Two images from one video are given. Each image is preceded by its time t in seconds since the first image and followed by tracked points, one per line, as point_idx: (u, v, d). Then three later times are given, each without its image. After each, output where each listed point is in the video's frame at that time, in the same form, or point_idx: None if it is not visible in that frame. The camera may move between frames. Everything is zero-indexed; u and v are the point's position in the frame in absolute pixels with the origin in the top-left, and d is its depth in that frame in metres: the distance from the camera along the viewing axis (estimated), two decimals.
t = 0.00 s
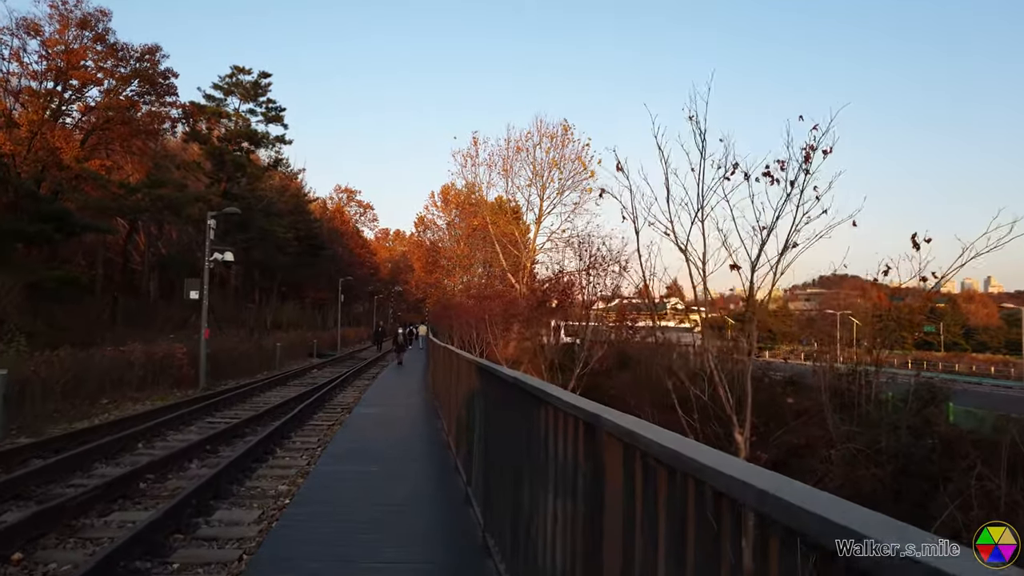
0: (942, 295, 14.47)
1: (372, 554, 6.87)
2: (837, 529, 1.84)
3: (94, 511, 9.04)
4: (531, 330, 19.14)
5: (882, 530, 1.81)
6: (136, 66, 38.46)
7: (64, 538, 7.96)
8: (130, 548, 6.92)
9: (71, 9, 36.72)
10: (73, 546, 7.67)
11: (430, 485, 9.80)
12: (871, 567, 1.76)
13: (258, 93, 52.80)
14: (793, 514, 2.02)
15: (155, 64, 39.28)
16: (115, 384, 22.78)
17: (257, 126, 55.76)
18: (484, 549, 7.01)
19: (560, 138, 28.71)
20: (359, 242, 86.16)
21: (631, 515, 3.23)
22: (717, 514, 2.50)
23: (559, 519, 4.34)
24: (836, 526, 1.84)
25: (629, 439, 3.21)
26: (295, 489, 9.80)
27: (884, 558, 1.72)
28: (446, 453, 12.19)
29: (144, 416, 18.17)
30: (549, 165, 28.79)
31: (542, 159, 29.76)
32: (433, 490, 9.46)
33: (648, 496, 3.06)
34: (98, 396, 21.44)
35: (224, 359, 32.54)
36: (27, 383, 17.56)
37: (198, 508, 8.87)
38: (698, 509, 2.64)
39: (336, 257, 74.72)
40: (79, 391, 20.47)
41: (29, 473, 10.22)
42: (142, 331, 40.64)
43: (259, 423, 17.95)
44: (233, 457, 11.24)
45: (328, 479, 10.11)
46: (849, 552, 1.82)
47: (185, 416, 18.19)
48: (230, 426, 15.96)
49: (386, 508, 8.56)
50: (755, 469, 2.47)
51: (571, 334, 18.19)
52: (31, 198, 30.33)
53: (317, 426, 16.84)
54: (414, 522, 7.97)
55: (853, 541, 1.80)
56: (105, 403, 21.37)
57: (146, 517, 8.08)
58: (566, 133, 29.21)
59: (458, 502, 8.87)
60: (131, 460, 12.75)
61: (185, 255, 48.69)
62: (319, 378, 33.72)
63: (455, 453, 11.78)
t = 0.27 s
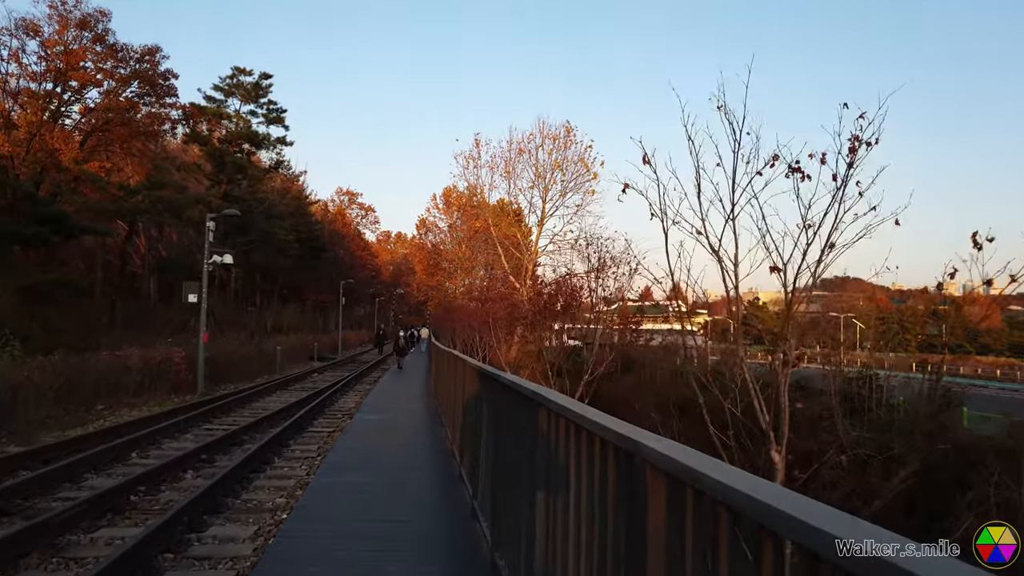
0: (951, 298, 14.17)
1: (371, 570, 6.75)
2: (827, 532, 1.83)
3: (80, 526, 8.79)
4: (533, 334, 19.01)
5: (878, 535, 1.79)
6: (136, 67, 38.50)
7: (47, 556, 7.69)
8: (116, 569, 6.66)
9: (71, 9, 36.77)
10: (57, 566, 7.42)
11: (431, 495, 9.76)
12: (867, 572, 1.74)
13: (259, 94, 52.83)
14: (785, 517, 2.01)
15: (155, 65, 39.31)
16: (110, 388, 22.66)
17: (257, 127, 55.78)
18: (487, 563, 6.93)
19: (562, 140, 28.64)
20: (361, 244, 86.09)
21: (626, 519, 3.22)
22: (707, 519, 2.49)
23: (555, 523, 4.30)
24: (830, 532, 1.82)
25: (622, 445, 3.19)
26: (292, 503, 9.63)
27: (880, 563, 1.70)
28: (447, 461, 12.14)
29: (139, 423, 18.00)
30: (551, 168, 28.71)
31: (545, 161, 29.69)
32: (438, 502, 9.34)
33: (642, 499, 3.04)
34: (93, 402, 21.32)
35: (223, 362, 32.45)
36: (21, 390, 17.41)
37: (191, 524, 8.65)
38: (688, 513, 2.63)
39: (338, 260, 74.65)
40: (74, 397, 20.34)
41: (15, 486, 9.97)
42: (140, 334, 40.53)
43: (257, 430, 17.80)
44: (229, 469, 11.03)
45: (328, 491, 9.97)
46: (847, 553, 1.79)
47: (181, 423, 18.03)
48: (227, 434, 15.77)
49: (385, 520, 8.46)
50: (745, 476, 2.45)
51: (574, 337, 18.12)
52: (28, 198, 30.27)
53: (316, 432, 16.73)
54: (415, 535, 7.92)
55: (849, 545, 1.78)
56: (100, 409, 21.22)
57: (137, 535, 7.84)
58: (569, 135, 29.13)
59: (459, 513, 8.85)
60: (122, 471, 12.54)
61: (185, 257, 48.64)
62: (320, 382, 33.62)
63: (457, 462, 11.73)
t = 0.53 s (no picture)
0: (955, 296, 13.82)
1: None
2: (837, 528, 1.87)
3: (61, 537, 8.60)
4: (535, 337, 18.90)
5: (882, 529, 1.85)
6: (133, 67, 38.45)
7: (23, 569, 7.50)
8: None
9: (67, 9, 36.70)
10: None
11: (434, 500, 9.81)
12: (872, 567, 1.80)
13: (258, 95, 52.78)
14: (788, 512, 2.08)
15: (152, 65, 39.28)
16: (103, 391, 22.56)
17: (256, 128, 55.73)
18: (491, 571, 6.93)
19: (563, 141, 28.57)
20: (361, 247, 86.02)
21: (636, 518, 3.26)
22: (721, 517, 2.53)
23: (561, 525, 4.35)
24: (834, 526, 1.89)
25: (630, 444, 3.23)
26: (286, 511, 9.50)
27: (886, 559, 1.76)
28: (449, 465, 12.19)
29: (132, 427, 17.90)
30: (552, 169, 28.65)
31: (546, 163, 29.64)
32: (440, 507, 9.38)
33: (653, 498, 3.06)
34: (85, 405, 21.22)
35: (220, 365, 32.38)
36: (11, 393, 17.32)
37: (179, 533, 8.49)
38: (698, 513, 2.67)
39: (337, 263, 74.57)
40: (66, 400, 20.25)
41: None
42: (137, 337, 40.44)
43: (253, 435, 17.72)
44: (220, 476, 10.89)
45: (327, 498, 9.93)
46: (848, 551, 1.85)
47: (174, 427, 17.94)
48: (221, 439, 15.65)
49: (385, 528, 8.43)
50: (756, 471, 2.49)
51: (574, 339, 18.05)
52: (23, 200, 30.15)
53: (315, 436, 16.70)
54: (419, 541, 7.96)
55: (853, 540, 1.84)
56: (92, 413, 21.12)
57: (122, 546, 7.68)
58: (569, 136, 29.06)
59: (463, 518, 8.90)
60: (110, 478, 12.40)
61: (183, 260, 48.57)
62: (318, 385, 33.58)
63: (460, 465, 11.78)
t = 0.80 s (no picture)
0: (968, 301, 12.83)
1: None
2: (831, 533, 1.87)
3: (38, 555, 8.35)
4: (537, 339, 18.74)
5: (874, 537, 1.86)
6: (130, 67, 38.52)
7: None
8: None
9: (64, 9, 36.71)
10: None
11: (434, 510, 9.80)
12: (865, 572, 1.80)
13: (257, 96, 52.72)
14: (780, 517, 2.08)
15: (149, 65, 39.35)
16: (96, 396, 22.42)
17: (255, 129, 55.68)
18: None
19: (564, 142, 28.46)
20: (362, 249, 85.88)
21: (627, 525, 3.26)
22: (708, 527, 2.52)
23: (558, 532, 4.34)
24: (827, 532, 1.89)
25: (623, 452, 3.25)
26: (278, 526, 9.34)
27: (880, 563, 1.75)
28: (450, 473, 12.16)
29: (124, 434, 17.73)
30: (553, 171, 28.54)
31: (546, 164, 29.53)
32: (439, 519, 9.37)
33: (645, 509, 3.06)
34: (76, 412, 21.05)
35: (217, 368, 32.27)
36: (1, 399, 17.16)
37: (165, 552, 8.30)
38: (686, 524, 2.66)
39: (337, 265, 74.42)
40: (56, 407, 20.07)
41: None
42: (134, 340, 40.32)
43: (248, 441, 17.60)
44: (211, 488, 10.75)
45: (323, 509, 9.85)
46: (846, 552, 1.85)
47: (166, 434, 17.78)
48: (215, 447, 15.52)
49: (378, 545, 8.29)
50: (744, 478, 2.52)
51: (576, 343, 17.90)
52: (20, 201, 30.04)
53: (312, 443, 16.60)
54: (418, 557, 7.93)
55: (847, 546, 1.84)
56: (83, 420, 20.94)
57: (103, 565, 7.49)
58: (570, 137, 28.94)
59: (464, 531, 8.90)
60: (95, 489, 12.19)
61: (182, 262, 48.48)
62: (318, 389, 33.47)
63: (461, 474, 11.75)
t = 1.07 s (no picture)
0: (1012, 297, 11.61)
1: None
2: (836, 529, 1.94)
3: (21, 565, 8.23)
4: (539, 342, 18.63)
5: (880, 529, 1.92)
6: (127, 66, 38.45)
7: None
8: None
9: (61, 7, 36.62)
10: None
11: (438, 514, 9.82)
12: (869, 567, 1.86)
13: (256, 96, 52.63)
14: (789, 509, 2.14)
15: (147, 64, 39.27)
16: (91, 399, 22.28)
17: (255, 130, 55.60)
18: None
19: (565, 143, 28.33)
20: (361, 251, 85.70)
21: (640, 523, 3.30)
22: (722, 521, 2.58)
23: (571, 532, 4.35)
24: (834, 527, 1.95)
25: (636, 448, 3.30)
26: (274, 536, 9.23)
27: (885, 558, 1.81)
28: (453, 477, 12.17)
29: (118, 437, 17.61)
30: (554, 172, 28.41)
31: (547, 166, 29.42)
32: (443, 521, 9.39)
33: (658, 506, 3.11)
34: (70, 414, 20.91)
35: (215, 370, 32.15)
36: None
37: (154, 563, 8.20)
38: (704, 518, 2.71)
39: (337, 267, 74.25)
40: (49, 410, 19.94)
41: None
42: (131, 342, 40.19)
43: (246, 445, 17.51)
44: (205, 494, 10.66)
45: (323, 514, 9.85)
46: (848, 550, 1.93)
47: (160, 438, 17.66)
48: (211, 451, 15.43)
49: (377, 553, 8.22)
50: (754, 473, 2.57)
51: (577, 345, 17.78)
52: (16, 201, 29.90)
53: (312, 446, 16.55)
54: (423, 564, 7.94)
55: (853, 541, 1.91)
56: (77, 423, 20.81)
57: None
58: (570, 138, 28.81)
59: (470, 537, 8.92)
60: (84, 495, 12.06)
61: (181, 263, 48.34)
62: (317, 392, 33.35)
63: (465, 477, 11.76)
